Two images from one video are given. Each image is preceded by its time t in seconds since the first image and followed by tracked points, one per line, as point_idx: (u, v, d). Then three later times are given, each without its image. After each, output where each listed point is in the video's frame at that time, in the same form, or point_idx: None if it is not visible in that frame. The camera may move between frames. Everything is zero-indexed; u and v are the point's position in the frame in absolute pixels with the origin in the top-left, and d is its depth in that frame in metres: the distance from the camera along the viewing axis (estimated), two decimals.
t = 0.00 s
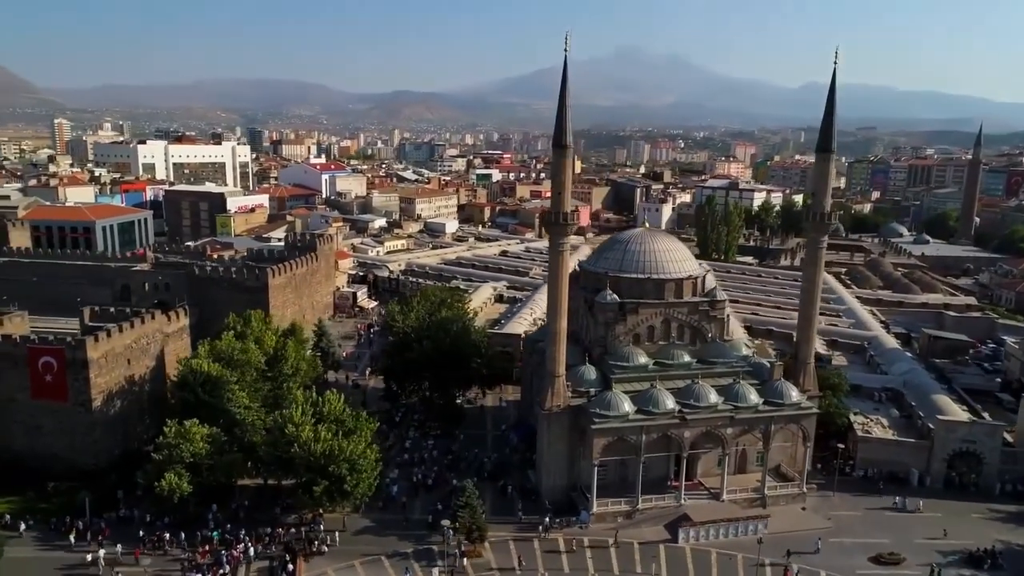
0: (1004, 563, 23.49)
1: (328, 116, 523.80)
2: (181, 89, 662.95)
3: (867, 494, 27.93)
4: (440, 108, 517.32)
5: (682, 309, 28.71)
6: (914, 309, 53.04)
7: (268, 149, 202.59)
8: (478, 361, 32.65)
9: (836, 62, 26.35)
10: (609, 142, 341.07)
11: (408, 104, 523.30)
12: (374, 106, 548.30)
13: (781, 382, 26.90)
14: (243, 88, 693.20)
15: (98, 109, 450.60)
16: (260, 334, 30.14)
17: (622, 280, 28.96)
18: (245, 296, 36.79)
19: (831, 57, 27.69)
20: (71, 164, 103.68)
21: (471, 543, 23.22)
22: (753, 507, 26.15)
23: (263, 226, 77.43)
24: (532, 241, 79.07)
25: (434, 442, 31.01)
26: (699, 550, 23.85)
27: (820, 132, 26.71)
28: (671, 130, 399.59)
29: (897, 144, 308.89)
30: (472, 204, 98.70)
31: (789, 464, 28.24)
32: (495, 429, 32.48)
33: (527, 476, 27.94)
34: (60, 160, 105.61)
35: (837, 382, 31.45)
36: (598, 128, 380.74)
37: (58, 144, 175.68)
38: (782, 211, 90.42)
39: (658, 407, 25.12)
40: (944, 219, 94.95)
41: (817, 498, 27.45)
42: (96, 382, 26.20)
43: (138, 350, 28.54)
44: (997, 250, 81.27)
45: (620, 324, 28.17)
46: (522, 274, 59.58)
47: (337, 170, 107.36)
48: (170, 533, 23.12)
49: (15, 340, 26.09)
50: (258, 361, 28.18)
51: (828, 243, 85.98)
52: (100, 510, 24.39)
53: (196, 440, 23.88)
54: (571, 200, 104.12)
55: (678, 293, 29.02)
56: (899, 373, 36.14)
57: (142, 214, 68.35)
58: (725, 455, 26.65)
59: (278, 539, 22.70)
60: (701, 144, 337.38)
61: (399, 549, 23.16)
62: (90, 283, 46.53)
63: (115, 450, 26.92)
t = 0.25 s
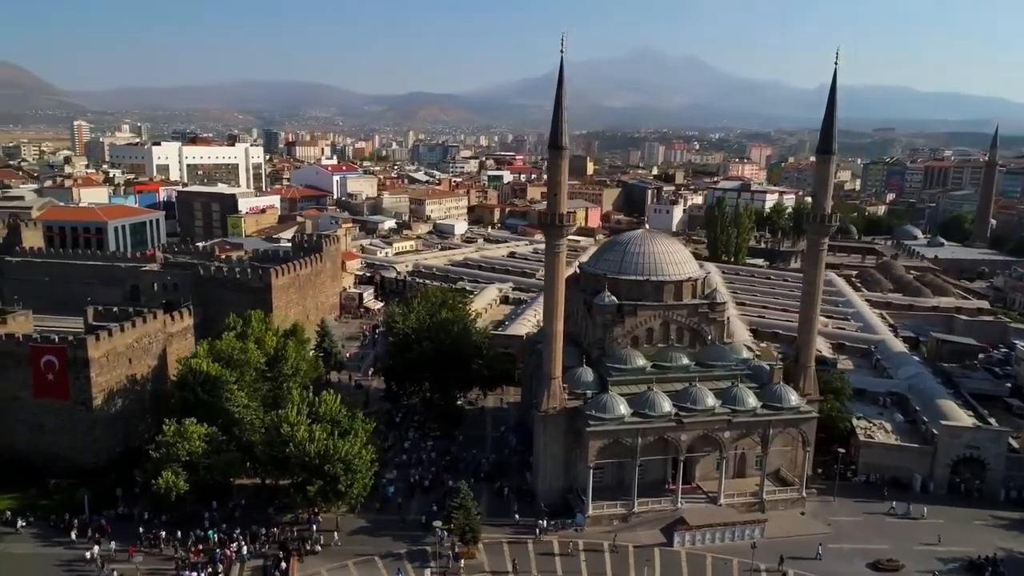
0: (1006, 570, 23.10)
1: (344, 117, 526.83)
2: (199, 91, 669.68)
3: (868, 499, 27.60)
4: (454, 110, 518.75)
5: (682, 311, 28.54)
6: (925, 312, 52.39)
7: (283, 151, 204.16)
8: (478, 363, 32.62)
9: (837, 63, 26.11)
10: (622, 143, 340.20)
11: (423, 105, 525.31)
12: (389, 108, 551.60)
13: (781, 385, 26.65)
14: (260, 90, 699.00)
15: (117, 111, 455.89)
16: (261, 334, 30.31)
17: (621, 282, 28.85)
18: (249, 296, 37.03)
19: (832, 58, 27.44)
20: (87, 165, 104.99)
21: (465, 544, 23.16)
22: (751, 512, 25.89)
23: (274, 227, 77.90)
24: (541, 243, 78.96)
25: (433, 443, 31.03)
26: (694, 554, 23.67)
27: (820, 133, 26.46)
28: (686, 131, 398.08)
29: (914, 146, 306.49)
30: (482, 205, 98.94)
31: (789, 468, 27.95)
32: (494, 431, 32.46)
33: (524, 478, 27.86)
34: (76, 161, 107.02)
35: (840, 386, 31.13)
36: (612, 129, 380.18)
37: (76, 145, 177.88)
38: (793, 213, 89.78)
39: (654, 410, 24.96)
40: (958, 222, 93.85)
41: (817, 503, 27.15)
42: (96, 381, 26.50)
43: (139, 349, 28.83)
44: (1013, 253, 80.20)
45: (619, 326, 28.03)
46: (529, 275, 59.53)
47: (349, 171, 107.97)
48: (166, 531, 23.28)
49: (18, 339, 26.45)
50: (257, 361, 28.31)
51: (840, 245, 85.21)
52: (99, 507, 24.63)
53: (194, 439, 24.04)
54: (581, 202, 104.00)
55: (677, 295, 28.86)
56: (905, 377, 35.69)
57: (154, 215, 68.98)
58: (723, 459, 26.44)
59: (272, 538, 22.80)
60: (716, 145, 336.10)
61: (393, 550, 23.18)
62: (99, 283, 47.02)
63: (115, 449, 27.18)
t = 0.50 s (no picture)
0: None
1: (359, 119, 529.62)
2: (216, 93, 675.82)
3: (871, 505, 27.28)
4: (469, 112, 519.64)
5: (682, 313, 28.38)
6: (936, 315, 51.75)
7: (298, 153, 205.61)
8: (479, 364, 32.63)
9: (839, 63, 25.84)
10: (637, 145, 339.25)
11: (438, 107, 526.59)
12: (405, 110, 553.63)
13: (782, 388, 26.41)
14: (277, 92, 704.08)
15: (136, 113, 461.34)
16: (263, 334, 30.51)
17: (621, 284, 28.75)
18: (254, 296, 37.28)
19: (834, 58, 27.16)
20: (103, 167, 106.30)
21: (460, 545, 23.14)
22: (751, 516, 25.68)
23: (285, 228, 78.43)
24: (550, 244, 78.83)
25: (433, 444, 31.10)
26: (691, 558, 23.53)
27: (823, 135, 26.20)
28: (702, 133, 396.25)
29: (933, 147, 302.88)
30: (493, 207, 98.98)
31: (790, 472, 27.71)
32: (495, 433, 32.47)
33: (523, 479, 27.82)
34: (92, 163, 108.41)
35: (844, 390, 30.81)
36: (627, 131, 379.26)
37: (95, 146, 180.24)
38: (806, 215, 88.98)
39: (652, 412, 24.83)
40: (975, 224, 92.64)
41: (818, 508, 26.89)
42: (99, 379, 26.78)
43: (143, 348, 29.09)
44: None
45: (618, 328, 27.92)
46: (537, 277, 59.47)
47: (361, 173, 108.50)
48: (164, 529, 23.48)
49: (23, 338, 26.80)
50: (258, 361, 28.48)
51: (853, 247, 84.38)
52: (99, 505, 24.87)
53: (193, 438, 24.23)
54: (593, 204, 103.76)
55: (678, 297, 28.68)
56: (912, 381, 35.27)
57: (166, 216, 69.62)
58: (722, 462, 26.25)
59: (268, 536, 22.92)
60: (731, 147, 334.11)
61: (388, 550, 23.22)
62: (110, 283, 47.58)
63: (118, 447, 27.47)
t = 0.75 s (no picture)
0: None
1: (376, 121, 532.45)
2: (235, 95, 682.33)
3: (872, 510, 26.94)
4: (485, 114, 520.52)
5: (682, 315, 28.19)
6: (948, 319, 51.04)
7: (314, 155, 207.06)
8: (480, 365, 32.64)
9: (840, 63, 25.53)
10: (652, 147, 338.08)
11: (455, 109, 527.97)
12: (421, 112, 555.80)
13: (781, 391, 26.17)
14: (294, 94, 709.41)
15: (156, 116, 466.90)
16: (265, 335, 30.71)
17: (621, 286, 28.62)
18: (259, 296, 37.54)
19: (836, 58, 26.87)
20: (120, 168, 107.67)
21: (454, 547, 23.15)
22: (749, 520, 25.47)
23: (296, 229, 78.98)
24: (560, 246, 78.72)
25: (433, 445, 31.16)
26: (686, 562, 23.39)
27: (824, 136, 25.90)
28: (718, 134, 394.18)
29: (953, 149, 298.87)
30: (504, 208, 99.01)
31: (791, 477, 27.44)
32: (496, 434, 32.46)
33: (520, 481, 27.79)
34: (110, 164, 109.88)
35: (847, 394, 30.47)
36: (642, 133, 378.15)
37: (115, 148, 182.87)
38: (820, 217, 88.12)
39: (649, 415, 24.69)
40: (992, 227, 91.29)
41: (818, 512, 26.62)
42: (102, 378, 27.10)
43: (146, 348, 29.34)
44: None
45: (617, 330, 27.79)
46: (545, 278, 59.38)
47: (373, 174, 108.99)
48: (162, 527, 23.73)
49: (27, 336, 27.18)
50: (259, 362, 28.63)
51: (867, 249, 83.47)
52: (100, 502, 25.17)
53: (191, 437, 24.43)
54: (604, 205, 103.47)
55: (678, 299, 28.51)
56: (919, 386, 34.78)
57: (179, 217, 70.32)
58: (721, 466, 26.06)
59: (263, 536, 23.08)
60: (748, 148, 331.87)
61: (383, 550, 23.29)
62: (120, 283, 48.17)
63: (121, 445, 27.78)
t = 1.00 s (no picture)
0: None
1: (390, 123, 534.73)
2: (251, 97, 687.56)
3: (872, 515, 26.66)
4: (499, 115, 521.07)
5: (681, 318, 28.05)
6: (958, 322, 50.43)
7: (327, 156, 208.21)
8: (480, 366, 32.65)
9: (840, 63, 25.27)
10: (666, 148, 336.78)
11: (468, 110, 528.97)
12: (435, 113, 557.35)
13: (780, 395, 25.97)
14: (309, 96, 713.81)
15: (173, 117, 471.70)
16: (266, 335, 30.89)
17: (620, 288, 28.54)
18: (262, 297, 37.75)
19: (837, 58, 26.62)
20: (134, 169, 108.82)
21: (448, 548, 23.16)
22: (746, 524, 25.28)
23: (306, 230, 79.44)
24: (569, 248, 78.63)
25: (432, 446, 31.22)
26: (681, 566, 23.28)
27: (824, 137, 25.69)
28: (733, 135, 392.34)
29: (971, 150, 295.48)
30: (513, 210, 99.07)
31: (790, 481, 27.21)
32: (496, 436, 32.45)
33: (517, 483, 27.75)
34: (124, 166, 111.09)
35: (849, 397, 30.19)
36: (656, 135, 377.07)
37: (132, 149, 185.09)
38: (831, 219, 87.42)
39: (645, 417, 24.57)
40: (1007, 229, 90.14)
41: (817, 517, 26.38)
42: (103, 377, 27.38)
43: (148, 347, 29.59)
44: None
45: (615, 332, 27.71)
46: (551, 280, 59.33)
47: (384, 176, 109.43)
48: (159, 525, 23.94)
49: (31, 335, 27.51)
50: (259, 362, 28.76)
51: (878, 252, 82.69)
52: (99, 500, 25.45)
53: (188, 437, 24.61)
54: (614, 207, 103.24)
55: (676, 302, 28.41)
56: (924, 390, 34.38)
57: (190, 218, 70.94)
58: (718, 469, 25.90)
59: (257, 535, 23.22)
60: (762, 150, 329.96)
61: (377, 550, 23.35)
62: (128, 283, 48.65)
63: (122, 443, 28.04)
